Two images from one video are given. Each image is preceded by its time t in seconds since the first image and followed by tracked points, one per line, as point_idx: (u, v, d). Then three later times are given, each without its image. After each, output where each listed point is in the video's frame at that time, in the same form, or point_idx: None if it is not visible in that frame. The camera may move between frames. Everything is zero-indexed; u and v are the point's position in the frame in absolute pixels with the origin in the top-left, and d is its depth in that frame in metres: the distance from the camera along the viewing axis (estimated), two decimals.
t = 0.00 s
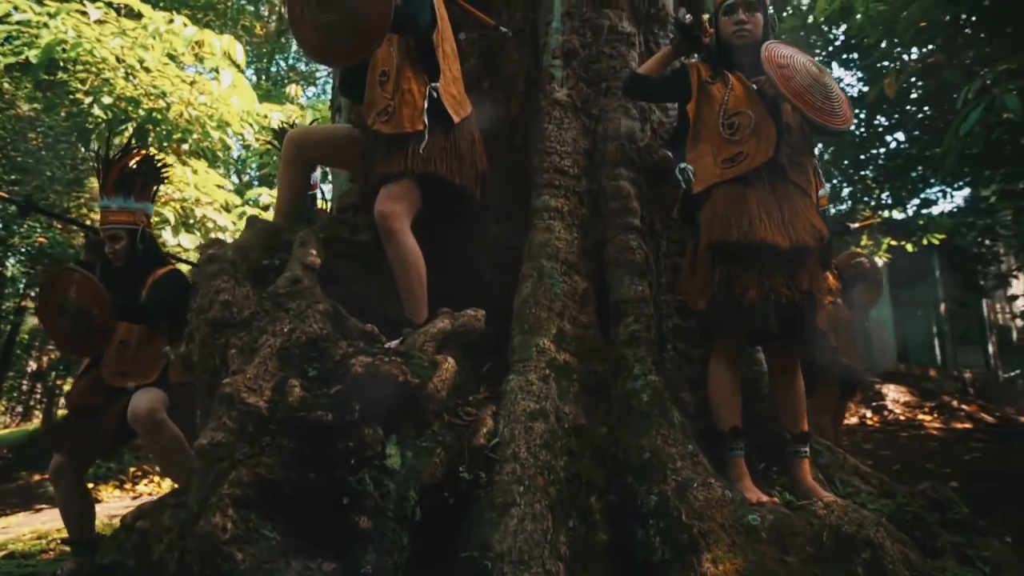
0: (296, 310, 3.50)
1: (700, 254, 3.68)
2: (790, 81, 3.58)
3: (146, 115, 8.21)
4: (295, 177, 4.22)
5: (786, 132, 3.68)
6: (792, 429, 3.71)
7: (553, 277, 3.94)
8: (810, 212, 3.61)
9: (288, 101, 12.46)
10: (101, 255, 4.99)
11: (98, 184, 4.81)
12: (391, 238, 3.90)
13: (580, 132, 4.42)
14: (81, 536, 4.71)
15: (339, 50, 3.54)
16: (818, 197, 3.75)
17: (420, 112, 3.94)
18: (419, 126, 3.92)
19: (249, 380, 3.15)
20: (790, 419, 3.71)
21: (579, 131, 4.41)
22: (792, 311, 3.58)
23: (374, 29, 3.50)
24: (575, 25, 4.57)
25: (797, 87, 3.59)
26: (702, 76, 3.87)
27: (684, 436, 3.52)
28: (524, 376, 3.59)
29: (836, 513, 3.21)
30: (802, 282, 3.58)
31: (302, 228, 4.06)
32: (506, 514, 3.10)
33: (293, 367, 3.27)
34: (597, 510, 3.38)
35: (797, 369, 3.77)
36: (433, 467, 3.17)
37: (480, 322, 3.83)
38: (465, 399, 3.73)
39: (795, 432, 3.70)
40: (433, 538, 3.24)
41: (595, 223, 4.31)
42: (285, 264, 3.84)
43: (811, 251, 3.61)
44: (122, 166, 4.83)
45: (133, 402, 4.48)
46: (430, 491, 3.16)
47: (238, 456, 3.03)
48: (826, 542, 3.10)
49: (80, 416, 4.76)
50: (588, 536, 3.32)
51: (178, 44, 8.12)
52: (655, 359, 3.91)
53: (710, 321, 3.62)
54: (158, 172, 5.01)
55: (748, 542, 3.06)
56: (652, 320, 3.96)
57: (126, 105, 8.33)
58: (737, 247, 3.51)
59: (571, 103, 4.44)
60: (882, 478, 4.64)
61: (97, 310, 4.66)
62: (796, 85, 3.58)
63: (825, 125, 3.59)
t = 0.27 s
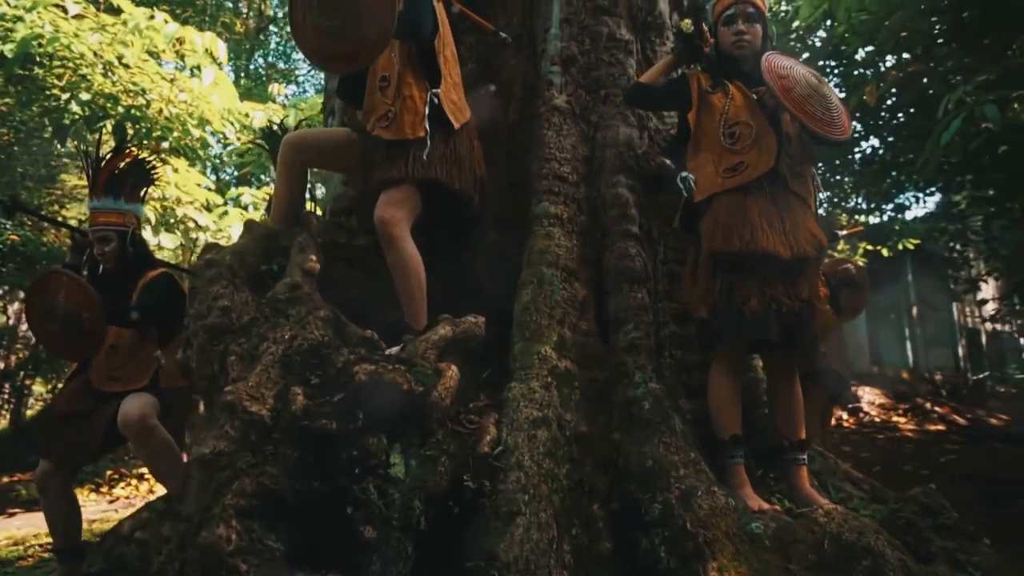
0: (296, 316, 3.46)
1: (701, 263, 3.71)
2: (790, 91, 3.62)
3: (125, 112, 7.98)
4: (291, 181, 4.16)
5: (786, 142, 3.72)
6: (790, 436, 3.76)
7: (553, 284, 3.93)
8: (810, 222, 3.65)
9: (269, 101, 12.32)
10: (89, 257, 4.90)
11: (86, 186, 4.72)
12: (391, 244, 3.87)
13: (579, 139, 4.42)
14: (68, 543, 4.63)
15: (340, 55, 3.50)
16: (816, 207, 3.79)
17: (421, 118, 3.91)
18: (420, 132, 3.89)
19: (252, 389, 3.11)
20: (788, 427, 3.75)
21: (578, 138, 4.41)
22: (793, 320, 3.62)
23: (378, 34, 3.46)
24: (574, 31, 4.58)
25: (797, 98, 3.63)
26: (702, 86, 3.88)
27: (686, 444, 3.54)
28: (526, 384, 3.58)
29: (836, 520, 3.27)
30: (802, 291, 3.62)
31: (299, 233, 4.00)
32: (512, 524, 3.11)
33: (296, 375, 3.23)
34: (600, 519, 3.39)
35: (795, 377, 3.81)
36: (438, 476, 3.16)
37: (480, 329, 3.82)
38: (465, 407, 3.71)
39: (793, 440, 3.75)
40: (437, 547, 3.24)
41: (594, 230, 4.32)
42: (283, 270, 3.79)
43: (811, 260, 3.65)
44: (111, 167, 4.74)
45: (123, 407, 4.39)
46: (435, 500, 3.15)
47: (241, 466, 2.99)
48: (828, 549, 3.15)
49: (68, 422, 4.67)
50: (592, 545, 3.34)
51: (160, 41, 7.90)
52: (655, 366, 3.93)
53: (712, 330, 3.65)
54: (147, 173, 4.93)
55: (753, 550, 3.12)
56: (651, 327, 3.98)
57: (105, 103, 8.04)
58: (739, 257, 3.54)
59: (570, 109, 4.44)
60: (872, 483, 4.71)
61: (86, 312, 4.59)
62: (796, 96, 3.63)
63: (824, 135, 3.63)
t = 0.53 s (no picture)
0: (302, 325, 3.41)
1: (707, 273, 3.74)
2: (795, 104, 3.65)
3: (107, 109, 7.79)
4: (293, 187, 4.11)
5: (790, 155, 3.76)
6: (793, 445, 3.79)
7: (558, 293, 3.93)
8: (814, 234, 3.69)
9: (253, 99, 12.15)
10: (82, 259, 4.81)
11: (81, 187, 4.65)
12: (396, 252, 3.83)
13: (582, 148, 4.43)
14: (58, 550, 4.54)
15: (346, 64, 3.47)
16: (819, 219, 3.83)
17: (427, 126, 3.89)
18: (427, 140, 3.87)
19: (260, 400, 3.07)
20: (790, 437, 3.80)
21: (581, 147, 4.41)
22: (797, 331, 3.66)
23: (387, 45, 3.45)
24: (577, 39, 4.58)
25: (803, 110, 3.66)
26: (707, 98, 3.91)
27: (692, 453, 3.57)
28: (533, 394, 3.57)
29: (840, 530, 3.35)
30: (806, 302, 3.66)
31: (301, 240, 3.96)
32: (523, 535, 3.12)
33: (304, 385, 3.20)
34: (608, 529, 3.41)
35: (798, 387, 3.85)
36: (449, 487, 3.15)
37: (486, 337, 3.81)
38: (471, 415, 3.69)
39: (795, 449, 3.79)
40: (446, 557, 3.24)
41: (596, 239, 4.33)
42: (287, 277, 3.75)
43: (815, 271, 3.69)
44: (106, 168, 4.67)
45: (119, 413, 4.34)
46: (445, 511, 3.16)
47: (251, 478, 2.96)
48: (834, 559, 3.25)
49: (62, 429, 4.59)
50: (600, 555, 3.35)
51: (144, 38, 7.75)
52: (659, 375, 3.95)
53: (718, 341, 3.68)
54: (142, 174, 4.83)
55: (761, 560, 3.20)
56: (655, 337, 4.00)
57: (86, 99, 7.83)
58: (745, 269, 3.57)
59: (573, 117, 4.44)
60: (866, 489, 4.78)
61: (82, 317, 4.44)
62: (801, 109, 3.66)
63: (828, 147, 3.67)
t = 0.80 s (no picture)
0: (310, 332, 3.39)
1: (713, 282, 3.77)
2: (801, 115, 3.69)
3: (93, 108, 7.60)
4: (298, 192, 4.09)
5: (797, 165, 3.78)
6: (796, 452, 3.83)
7: (564, 300, 3.94)
8: (820, 244, 3.73)
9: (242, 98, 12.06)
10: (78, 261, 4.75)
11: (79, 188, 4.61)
12: (403, 258, 3.82)
13: (586, 155, 4.44)
14: (54, 556, 4.49)
15: (353, 70, 3.45)
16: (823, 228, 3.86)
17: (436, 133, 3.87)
18: (435, 147, 3.85)
19: (270, 408, 3.05)
20: (793, 444, 3.83)
21: (585, 154, 4.43)
22: (802, 340, 3.70)
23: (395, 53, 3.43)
24: (582, 47, 4.60)
25: (808, 122, 3.70)
26: (713, 107, 3.94)
27: (698, 461, 3.60)
28: (541, 402, 3.58)
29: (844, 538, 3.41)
30: (812, 311, 3.69)
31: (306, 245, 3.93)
32: (534, 544, 3.13)
33: (313, 393, 3.18)
34: (616, 536, 3.43)
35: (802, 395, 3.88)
36: (459, 495, 3.16)
37: (492, 345, 3.80)
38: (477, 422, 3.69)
39: (798, 456, 3.83)
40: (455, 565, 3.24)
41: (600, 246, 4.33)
42: (293, 283, 3.73)
43: (821, 280, 3.73)
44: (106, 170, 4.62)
45: (117, 419, 4.31)
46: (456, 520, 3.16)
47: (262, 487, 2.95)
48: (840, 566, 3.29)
49: (58, 435, 4.53)
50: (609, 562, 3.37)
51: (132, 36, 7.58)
52: (664, 383, 3.97)
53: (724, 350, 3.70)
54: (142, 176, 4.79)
55: (769, 567, 3.25)
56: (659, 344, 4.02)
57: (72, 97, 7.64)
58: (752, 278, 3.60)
59: (578, 125, 4.45)
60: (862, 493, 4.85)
61: (81, 318, 4.39)
62: (807, 120, 3.70)
63: (836, 158, 3.68)
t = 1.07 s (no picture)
0: (320, 338, 3.38)
1: (720, 289, 3.80)
2: (807, 125, 3.73)
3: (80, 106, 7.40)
4: (304, 196, 4.06)
5: (802, 174, 3.83)
6: (800, 458, 3.86)
7: (571, 307, 3.94)
8: (825, 252, 3.77)
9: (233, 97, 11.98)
10: (77, 262, 4.70)
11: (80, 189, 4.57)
12: (411, 264, 3.81)
13: (592, 161, 4.45)
14: (51, 562, 4.43)
15: (364, 76, 3.43)
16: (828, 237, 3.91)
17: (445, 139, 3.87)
18: (444, 153, 3.86)
19: (282, 415, 3.04)
20: (797, 450, 3.87)
21: (591, 161, 4.44)
22: (807, 347, 3.74)
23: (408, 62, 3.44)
24: (587, 54, 4.61)
25: (814, 131, 3.73)
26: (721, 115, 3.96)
27: (706, 468, 3.63)
28: (549, 408, 3.58)
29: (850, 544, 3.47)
30: (817, 318, 3.73)
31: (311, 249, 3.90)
32: (546, 551, 3.14)
33: (325, 400, 3.17)
34: (624, 542, 3.44)
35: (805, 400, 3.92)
36: (471, 503, 3.16)
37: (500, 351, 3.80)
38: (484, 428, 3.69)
39: (802, 462, 3.86)
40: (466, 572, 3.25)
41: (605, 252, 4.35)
42: (301, 288, 3.72)
43: (826, 288, 3.77)
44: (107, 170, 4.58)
45: (116, 425, 4.23)
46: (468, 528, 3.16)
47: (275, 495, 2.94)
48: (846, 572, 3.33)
49: (55, 437, 4.46)
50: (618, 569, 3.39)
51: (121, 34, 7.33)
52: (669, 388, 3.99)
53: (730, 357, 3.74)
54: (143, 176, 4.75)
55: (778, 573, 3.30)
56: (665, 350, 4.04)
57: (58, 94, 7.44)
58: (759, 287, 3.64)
59: (583, 131, 4.46)
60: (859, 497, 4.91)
61: (81, 319, 4.29)
62: (813, 129, 3.73)
63: (840, 167, 3.72)
